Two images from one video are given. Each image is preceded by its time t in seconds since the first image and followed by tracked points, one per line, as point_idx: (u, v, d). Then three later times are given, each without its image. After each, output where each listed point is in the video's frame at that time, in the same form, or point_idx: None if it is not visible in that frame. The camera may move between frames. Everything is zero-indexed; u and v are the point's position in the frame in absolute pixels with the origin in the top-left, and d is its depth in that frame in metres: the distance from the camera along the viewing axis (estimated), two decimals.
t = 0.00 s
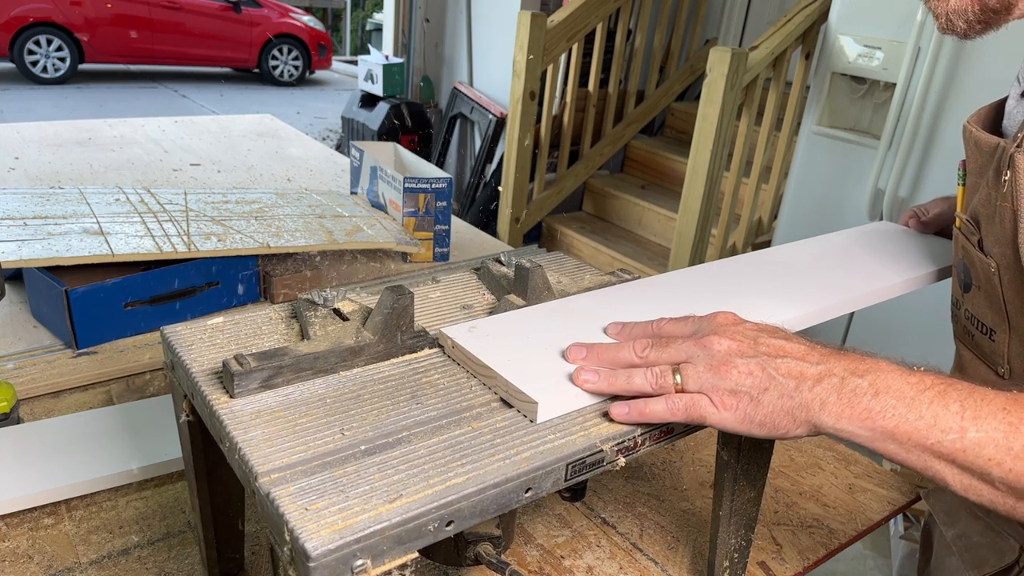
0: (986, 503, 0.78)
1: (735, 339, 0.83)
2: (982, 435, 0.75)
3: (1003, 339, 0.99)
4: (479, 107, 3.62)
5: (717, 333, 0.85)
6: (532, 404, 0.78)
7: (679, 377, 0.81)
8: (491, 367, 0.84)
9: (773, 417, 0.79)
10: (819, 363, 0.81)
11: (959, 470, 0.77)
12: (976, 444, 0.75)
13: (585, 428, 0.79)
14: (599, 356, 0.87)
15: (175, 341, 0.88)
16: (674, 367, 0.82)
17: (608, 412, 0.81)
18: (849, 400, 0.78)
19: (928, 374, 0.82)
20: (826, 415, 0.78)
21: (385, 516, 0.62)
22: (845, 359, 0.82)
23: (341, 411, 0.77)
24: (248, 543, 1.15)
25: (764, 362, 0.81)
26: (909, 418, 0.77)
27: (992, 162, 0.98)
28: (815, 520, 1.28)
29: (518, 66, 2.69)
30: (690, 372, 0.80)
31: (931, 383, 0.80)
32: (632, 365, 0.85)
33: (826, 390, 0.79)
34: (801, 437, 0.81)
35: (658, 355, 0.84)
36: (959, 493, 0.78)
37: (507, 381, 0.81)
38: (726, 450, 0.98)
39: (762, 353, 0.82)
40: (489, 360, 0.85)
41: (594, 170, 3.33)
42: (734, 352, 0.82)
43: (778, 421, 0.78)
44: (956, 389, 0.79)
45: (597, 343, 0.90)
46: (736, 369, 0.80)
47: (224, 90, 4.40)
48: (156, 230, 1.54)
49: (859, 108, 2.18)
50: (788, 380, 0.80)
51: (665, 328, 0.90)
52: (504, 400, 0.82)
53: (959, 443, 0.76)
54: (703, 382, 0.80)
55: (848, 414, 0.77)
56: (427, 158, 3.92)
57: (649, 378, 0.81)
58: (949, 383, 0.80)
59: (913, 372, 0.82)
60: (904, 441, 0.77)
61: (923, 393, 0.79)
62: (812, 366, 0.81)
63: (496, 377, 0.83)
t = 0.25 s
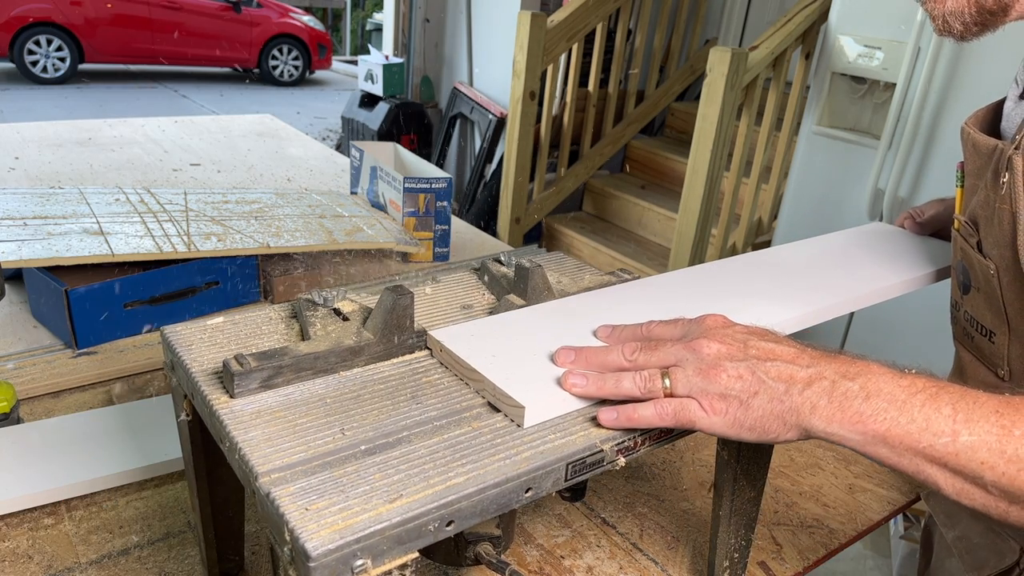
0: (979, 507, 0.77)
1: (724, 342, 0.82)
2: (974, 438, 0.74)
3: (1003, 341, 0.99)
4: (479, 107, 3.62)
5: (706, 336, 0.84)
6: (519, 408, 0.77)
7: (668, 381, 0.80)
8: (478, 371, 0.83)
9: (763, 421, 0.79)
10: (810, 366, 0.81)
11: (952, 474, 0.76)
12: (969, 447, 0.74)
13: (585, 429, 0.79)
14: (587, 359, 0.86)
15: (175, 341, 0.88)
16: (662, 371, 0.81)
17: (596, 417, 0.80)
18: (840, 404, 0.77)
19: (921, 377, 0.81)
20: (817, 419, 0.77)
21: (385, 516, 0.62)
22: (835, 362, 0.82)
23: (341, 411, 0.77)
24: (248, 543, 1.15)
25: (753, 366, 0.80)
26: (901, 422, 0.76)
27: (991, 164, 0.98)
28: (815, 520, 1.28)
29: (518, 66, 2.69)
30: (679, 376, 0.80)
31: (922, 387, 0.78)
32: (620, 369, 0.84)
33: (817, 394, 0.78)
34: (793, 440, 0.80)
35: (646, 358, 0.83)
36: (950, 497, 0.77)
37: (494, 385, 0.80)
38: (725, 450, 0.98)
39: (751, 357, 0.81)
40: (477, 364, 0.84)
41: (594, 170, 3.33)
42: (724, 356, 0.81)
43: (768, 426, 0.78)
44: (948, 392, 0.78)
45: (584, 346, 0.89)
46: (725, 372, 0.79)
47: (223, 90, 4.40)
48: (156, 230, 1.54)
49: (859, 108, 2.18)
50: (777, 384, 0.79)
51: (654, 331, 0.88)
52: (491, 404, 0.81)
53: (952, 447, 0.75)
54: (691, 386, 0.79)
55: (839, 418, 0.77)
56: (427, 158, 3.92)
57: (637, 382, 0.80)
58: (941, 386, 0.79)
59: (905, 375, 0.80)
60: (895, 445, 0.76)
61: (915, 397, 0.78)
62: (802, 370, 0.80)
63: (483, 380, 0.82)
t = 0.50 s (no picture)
0: (969, 513, 0.75)
1: (711, 346, 0.81)
2: (964, 443, 0.73)
3: (1001, 342, 0.98)
4: (479, 107, 3.62)
5: (692, 340, 0.82)
6: (502, 414, 0.76)
7: (654, 386, 0.79)
8: (462, 376, 0.82)
9: (751, 426, 0.78)
10: (797, 371, 0.79)
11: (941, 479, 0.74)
12: (959, 452, 0.72)
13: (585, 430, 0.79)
14: (573, 363, 0.84)
15: (175, 341, 0.88)
16: (648, 376, 0.80)
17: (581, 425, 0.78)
18: (827, 408, 0.76)
19: (909, 381, 0.79)
20: (805, 425, 0.76)
21: (385, 516, 0.62)
22: (823, 366, 0.80)
23: (341, 411, 0.77)
24: (248, 543, 1.15)
25: (739, 371, 0.79)
26: (889, 427, 0.74)
27: (989, 165, 0.98)
28: (815, 520, 1.28)
29: (518, 66, 2.69)
30: (664, 382, 0.79)
31: (911, 391, 0.77)
32: (605, 374, 0.82)
33: (804, 399, 0.77)
34: (781, 446, 0.79)
35: (632, 363, 0.81)
36: (940, 503, 0.76)
37: (478, 390, 0.79)
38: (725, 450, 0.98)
39: (737, 361, 0.80)
40: (460, 368, 0.83)
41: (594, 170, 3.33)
42: (710, 360, 0.80)
43: (755, 431, 0.77)
44: (937, 396, 0.76)
45: (570, 350, 0.87)
46: (711, 377, 0.78)
47: (223, 90, 4.40)
48: (155, 231, 1.54)
49: (859, 108, 2.18)
50: (765, 389, 0.78)
51: (641, 334, 0.87)
52: (474, 410, 0.80)
53: (942, 451, 0.73)
54: (677, 391, 0.78)
55: (827, 423, 0.75)
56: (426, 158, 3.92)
57: (623, 387, 0.79)
58: (930, 390, 0.77)
59: (894, 379, 0.79)
60: (884, 450, 0.75)
61: (904, 401, 0.76)
62: (789, 375, 0.79)
63: (468, 386, 0.81)
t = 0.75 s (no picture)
0: (963, 519, 0.72)
1: (701, 350, 0.78)
2: (957, 447, 0.70)
3: (997, 344, 0.99)
4: (479, 107, 3.62)
5: (682, 344, 0.80)
6: (491, 417, 0.75)
7: (643, 390, 0.76)
8: (451, 379, 0.81)
9: (741, 432, 0.75)
10: (788, 375, 0.77)
11: (934, 484, 0.71)
12: (951, 457, 0.70)
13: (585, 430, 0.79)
14: (562, 367, 0.83)
15: (174, 341, 0.88)
16: (638, 380, 0.77)
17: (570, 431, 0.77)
18: (818, 413, 0.74)
19: (902, 385, 0.77)
20: (795, 429, 0.74)
21: (384, 516, 0.62)
22: (814, 369, 0.78)
23: (341, 411, 0.77)
24: (248, 543, 1.15)
25: (729, 375, 0.76)
26: (881, 431, 0.72)
27: (984, 167, 0.97)
28: (815, 521, 1.28)
29: (518, 66, 2.69)
30: (654, 385, 0.76)
31: (903, 395, 0.75)
32: (595, 377, 0.80)
33: (795, 403, 0.75)
34: (771, 450, 0.77)
35: (622, 366, 0.79)
36: (933, 508, 0.73)
37: (466, 393, 0.78)
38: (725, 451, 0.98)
39: (728, 365, 0.77)
40: (449, 372, 0.82)
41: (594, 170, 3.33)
42: (700, 364, 0.77)
43: (746, 437, 0.75)
44: (929, 400, 0.74)
45: (561, 353, 0.86)
46: (701, 382, 0.76)
47: (224, 90, 4.40)
48: (155, 231, 1.54)
49: (859, 108, 2.18)
50: (755, 394, 0.75)
51: (631, 337, 0.85)
52: (464, 413, 0.79)
53: (934, 456, 0.70)
54: (667, 395, 0.75)
55: (818, 428, 0.73)
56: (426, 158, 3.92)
57: (612, 391, 0.77)
58: (923, 394, 0.75)
59: (886, 384, 0.77)
60: (876, 455, 0.72)
61: (895, 405, 0.74)
62: (780, 379, 0.76)
63: (456, 389, 0.80)
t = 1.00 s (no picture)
0: (951, 525, 0.70)
1: (685, 354, 0.78)
2: (945, 452, 0.68)
3: (994, 346, 0.99)
4: (479, 107, 3.62)
5: (667, 348, 0.79)
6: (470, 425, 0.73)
7: (626, 396, 0.76)
8: (432, 385, 0.79)
9: (725, 437, 0.74)
10: (774, 379, 0.76)
11: (922, 489, 0.69)
12: (940, 461, 0.68)
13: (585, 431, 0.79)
14: (545, 373, 0.81)
15: (174, 342, 0.88)
16: (621, 385, 0.76)
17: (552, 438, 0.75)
18: (804, 418, 0.72)
19: (889, 388, 0.75)
20: (780, 435, 0.72)
21: (385, 517, 0.62)
22: (800, 374, 0.76)
23: (341, 411, 0.77)
24: (248, 543, 1.15)
25: (713, 380, 0.75)
26: (867, 436, 0.70)
27: (981, 169, 0.97)
28: (815, 520, 1.28)
29: (518, 66, 2.69)
30: (637, 391, 0.75)
31: (890, 399, 0.72)
32: (579, 383, 0.79)
33: (781, 408, 0.73)
34: (757, 456, 0.75)
35: (605, 372, 0.78)
36: (921, 514, 0.71)
37: (447, 400, 0.77)
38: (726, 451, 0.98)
39: (712, 370, 0.76)
40: (431, 378, 0.80)
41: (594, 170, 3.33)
42: (684, 368, 0.76)
43: (730, 442, 0.74)
44: (916, 403, 0.72)
45: (544, 359, 0.85)
46: (685, 387, 0.75)
47: (224, 90, 4.40)
48: (155, 231, 1.54)
49: (859, 108, 2.18)
50: (740, 399, 0.74)
51: (616, 342, 0.84)
52: (444, 419, 0.78)
53: (922, 461, 0.68)
54: (650, 400, 0.75)
55: (804, 433, 0.71)
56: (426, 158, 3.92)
57: (595, 396, 0.76)
58: (910, 398, 0.73)
59: (873, 388, 0.74)
60: (862, 460, 0.70)
61: (882, 409, 0.72)
62: (765, 384, 0.75)
63: (437, 395, 0.78)
